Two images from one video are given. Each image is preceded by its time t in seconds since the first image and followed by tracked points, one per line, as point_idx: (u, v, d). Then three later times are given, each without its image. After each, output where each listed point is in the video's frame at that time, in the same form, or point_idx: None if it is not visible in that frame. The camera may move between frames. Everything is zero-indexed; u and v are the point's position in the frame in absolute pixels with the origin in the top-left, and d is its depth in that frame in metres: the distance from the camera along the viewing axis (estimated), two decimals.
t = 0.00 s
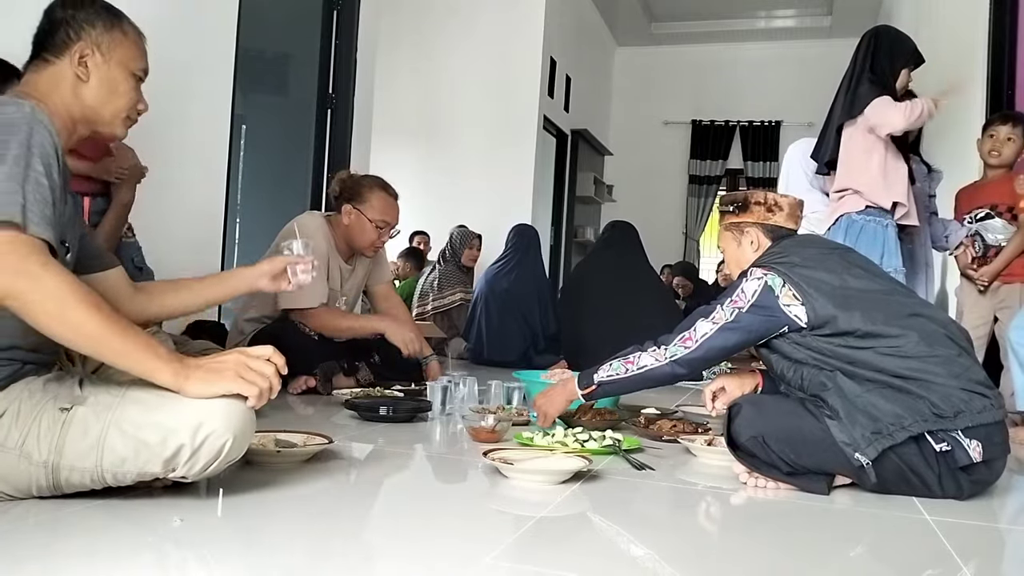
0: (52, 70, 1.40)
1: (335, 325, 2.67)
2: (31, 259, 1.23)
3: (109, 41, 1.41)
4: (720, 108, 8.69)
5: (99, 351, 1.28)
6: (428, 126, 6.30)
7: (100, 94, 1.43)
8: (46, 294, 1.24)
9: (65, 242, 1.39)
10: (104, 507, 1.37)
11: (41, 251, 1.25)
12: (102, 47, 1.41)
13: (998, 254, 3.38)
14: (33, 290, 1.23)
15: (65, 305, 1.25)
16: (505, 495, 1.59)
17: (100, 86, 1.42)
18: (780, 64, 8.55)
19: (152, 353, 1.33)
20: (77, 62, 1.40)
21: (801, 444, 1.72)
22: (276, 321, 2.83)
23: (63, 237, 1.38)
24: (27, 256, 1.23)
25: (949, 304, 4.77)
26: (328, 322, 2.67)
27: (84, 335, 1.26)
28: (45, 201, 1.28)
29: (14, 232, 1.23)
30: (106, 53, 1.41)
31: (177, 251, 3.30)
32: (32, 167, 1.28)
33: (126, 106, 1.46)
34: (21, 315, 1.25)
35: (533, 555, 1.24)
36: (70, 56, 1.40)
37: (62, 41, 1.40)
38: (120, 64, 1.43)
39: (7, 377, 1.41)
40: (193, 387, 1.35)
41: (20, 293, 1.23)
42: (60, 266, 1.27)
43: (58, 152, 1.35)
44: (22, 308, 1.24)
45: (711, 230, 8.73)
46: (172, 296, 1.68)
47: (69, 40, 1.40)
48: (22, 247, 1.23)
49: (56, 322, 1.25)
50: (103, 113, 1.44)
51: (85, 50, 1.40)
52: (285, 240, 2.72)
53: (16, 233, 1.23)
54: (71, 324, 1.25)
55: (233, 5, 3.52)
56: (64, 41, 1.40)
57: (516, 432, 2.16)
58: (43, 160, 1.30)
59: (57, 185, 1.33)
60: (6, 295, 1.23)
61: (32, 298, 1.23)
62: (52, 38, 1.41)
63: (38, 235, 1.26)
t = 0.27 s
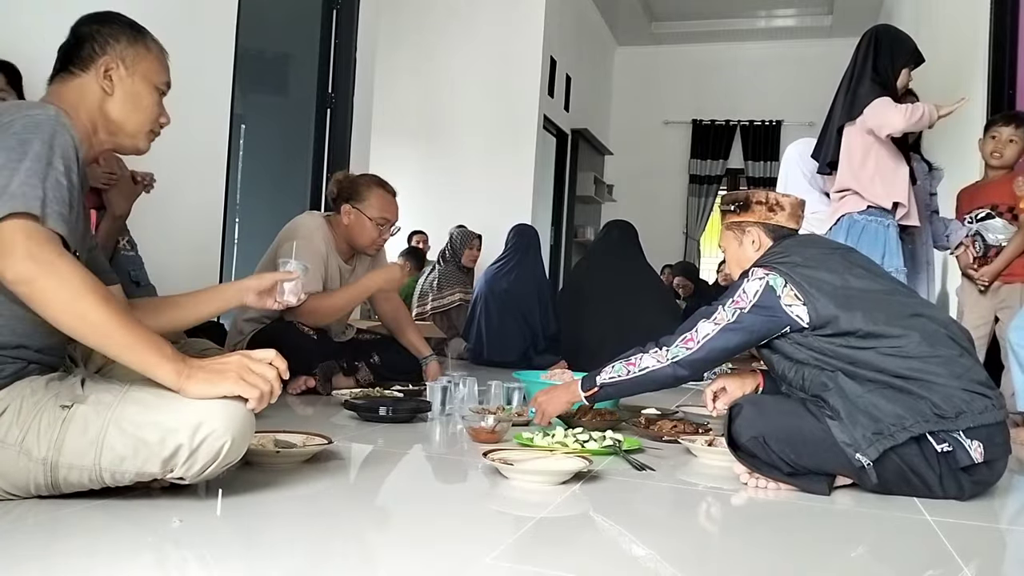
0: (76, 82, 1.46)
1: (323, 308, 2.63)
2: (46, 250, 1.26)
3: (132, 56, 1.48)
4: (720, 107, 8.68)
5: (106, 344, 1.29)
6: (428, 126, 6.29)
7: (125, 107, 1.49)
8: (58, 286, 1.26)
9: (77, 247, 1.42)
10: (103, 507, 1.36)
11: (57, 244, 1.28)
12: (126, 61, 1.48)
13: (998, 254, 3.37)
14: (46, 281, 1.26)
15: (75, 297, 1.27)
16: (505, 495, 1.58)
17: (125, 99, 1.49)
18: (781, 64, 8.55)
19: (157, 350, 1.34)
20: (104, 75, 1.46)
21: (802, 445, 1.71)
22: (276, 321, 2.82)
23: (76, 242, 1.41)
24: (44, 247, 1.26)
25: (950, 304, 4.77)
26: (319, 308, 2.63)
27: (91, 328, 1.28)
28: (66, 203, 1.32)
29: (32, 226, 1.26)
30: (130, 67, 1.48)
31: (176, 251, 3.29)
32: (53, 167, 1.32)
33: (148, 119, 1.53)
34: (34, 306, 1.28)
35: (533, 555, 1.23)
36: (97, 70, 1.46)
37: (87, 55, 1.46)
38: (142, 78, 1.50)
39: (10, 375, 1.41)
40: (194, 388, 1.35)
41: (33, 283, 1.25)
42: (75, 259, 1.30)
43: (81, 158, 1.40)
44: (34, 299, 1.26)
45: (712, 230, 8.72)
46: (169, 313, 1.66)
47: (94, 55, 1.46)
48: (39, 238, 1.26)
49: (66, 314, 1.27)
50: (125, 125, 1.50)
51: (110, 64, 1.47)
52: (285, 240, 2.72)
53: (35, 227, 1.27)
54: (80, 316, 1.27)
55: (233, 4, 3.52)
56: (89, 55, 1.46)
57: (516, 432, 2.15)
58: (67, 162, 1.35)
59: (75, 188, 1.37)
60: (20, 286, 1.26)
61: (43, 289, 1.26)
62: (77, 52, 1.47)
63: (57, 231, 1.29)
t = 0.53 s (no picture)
0: (99, 93, 1.48)
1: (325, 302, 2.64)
2: (70, 243, 1.27)
3: (153, 67, 1.50)
4: (720, 107, 8.68)
5: (119, 338, 1.29)
6: (428, 125, 6.29)
7: (147, 116, 1.51)
8: (78, 277, 1.26)
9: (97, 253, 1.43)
10: (104, 507, 1.36)
11: (82, 240, 1.29)
12: (148, 72, 1.49)
13: (998, 254, 3.38)
14: (66, 272, 1.25)
15: (93, 289, 1.27)
16: (505, 495, 1.58)
17: (147, 109, 1.50)
18: (781, 64, 8.55)
19: (168, 349, 1.33)
20: (127, 86, 1.48)
21: (802, 445, 1.71)
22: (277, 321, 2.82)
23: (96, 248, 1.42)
24: (68, 242, 1.27)
25: (949, 304, 4.77)
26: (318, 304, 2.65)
27: (108, 321, 1.27)
28: (93, 205, 1.34)
29: (59, 221, 1.27)
30: (152, 77, 1.50)
31: (176, 251, 3.29)
32: (83, 172, 1.33)
33: (168, 129, 1.55)
34: (51, 296, 1.27)
35: (533, 555, 1.24)
36: (119, 80, 1.48)
37: (110, 65, 1.48)
38: (164, 89, 1.51)
39: (21, 372, 1.41)
40: (201, 390, 1.34)
41: (53, 274, 1.25)
42: (96, 254, 1.30)
43: (104, 164, 1.42)
44: (52, 289, 1.26)
45: (711, 230, 8.72)
46: (182, 311, 1.64)
47: (116, 66, 1.47)
48: (64, 232, 1.27)
49: (83, 305, 1.26)
50: (147, 135, 1.52)
51: (133, 74, 1.48)
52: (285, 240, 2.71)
53: (62, 222, 1.27)
54: (98, 309, 1.27)
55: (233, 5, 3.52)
56: (112, 66, 1.47)
57: (516, 432, 2.16)
58: (94, 166, 1.36)
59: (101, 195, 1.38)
60: (40, 276, 1.26)
61: (63, 280, 1.25)
62: (100, 62, 1.48)
63: (84, 229, 1.30)
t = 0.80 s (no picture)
0: (101, 95, 1.48)
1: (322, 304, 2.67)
2: (78, 238, 1.27)
3: (154, 66, 1.49)
4: (720, 107, 8.68)
5: (125, 335, 1.29)
6: (428, 125, 6.29)
7: (149, 115, 1.51)
8: (86, 273, 1.26)
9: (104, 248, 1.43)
10: (104, 507, 1.36)
11: (90, 235, 1.29)
12: (148, 72, 1.49)
13: (998, 254, 3.38)
14: (74, 267, 1.25)
15: (100, 285, 1.26)
16: (505, 495, 1.58)
17: (148, 109, 1.50)
18: (781, 64, 8.55)
19: (173, 347, 1.33)
20: (127, 87, 1.48)
21: (801, 445, 1.71)
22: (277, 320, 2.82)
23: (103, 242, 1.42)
24: (77, 237, 1.26)
25: (949, 304, 4.78)
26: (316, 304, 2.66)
27: (114, 316, 1.27)
28: (99, 203, 1.34)
29: (67, 216, 1.27)
30: (152, 77, 1.50)
31: (176, 251, 3.29)
32: (89, 169, 1.33)
33: (170, 128, 1.55)
34: (57, 291, 1.27)
35: (534, 555, 1.23)
36: (120, 81, 1.48)
37: (110, 66, 1.47)
38: (165, 87, 1.51)
39: (21, 372, 1.41)
40: (203, 388, 1.34)
41: (61, 268, 1.25)
42: (104, 249, 1.30)
43: (109, 162, 1.41)
44: (59, 284, 1.26)
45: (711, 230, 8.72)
46: (186, 310, 1.64)
47: (117, 66, 1.47)
48: (73, 227, 1.27)
49: (90, 300, 1.26)
50: (150, 133, 1.52)
51: (134, 75, 1.48)
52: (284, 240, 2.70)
53: (70, 217, 1.27)
54: (104, 304, 1.26)
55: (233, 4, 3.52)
56: (113, 67, 1.47)
57: (516, 432, 2.15)
58: (100, 164, 1.36)
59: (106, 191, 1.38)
60: (48, 270, 1.25)
61: (71, 275, 1.25)
62: (101, 63, 1.48)
63: (91, 224, 1.30)
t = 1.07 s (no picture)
0: (92, 89, 1.48)
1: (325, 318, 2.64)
2: (81, 236, 1.27)
3: (141, 57, 1.50)
4: (720, 107, 8.68)
5: (128, 334, 1.29)
6: (428, 125, 6.29)
7: (141, 107, 1.51)
8: (89, 271, 1.26)
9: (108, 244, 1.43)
10: (105, 508, 1.36)
11: (92, 232, 1.29)
12: (137, 63, 1.50)
13: (997, 254, 3.38)
14: (77, 265, 1.25)
15: (103, 283, 1.27)
16: (504, 495, 1.58)
17: (141, 100, 1.51)
18: (781, 64, 8.55)
19: (176, 346, 1.34)
20: (118, 80, 1.48)
21: (800, 444, 1.71)
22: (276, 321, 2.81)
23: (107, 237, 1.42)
24: (79, 235, 1.27)
25: (949, 304, 4.78)
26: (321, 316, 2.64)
27: (117, 315, 1.27)
28: (98, 197, 1.34)
29: (68, 213, 1.27)
30: (141, 68, 1.50)
31: (176, 252, 3.29)
32: (89, 165, 1.34)
33: (163, 119, 1.55)
34: (60, 289, 1.27)
35: (534, 555, 1.23)
36: (110, 75, 1.48)
37: (98, 60, 1.48)
38: (154, 77, 1.52)
39: (21, 373, 1.41)
40: (207, 386, 1.34)
41: (64, 266, 1.25)
42: (106, 247, 1.30)
43: (106, 156, 1.42)
44: (63, 282, 1.26)
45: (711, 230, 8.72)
46: (187, 306, 1.63)
47: (105, 60, 1.48)
48: (76, 225, 1.27)
49: (93, 299, 1.26)
50: (144, 125, 1.53)
51: (123, 67, 1.49)
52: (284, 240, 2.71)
53: (72, 215, 1.27)
54: (107, 303, 1.27)
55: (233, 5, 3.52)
56: (100, 60, 1.48)
57: (516, 432, 2.15)
58: (97, 159, 1.36)
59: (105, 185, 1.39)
60: (51, 268, 1.26)
61: (74, 274, 1.26)
62: (88, 58, 1.48)
63: (93, 222, 1.31)
